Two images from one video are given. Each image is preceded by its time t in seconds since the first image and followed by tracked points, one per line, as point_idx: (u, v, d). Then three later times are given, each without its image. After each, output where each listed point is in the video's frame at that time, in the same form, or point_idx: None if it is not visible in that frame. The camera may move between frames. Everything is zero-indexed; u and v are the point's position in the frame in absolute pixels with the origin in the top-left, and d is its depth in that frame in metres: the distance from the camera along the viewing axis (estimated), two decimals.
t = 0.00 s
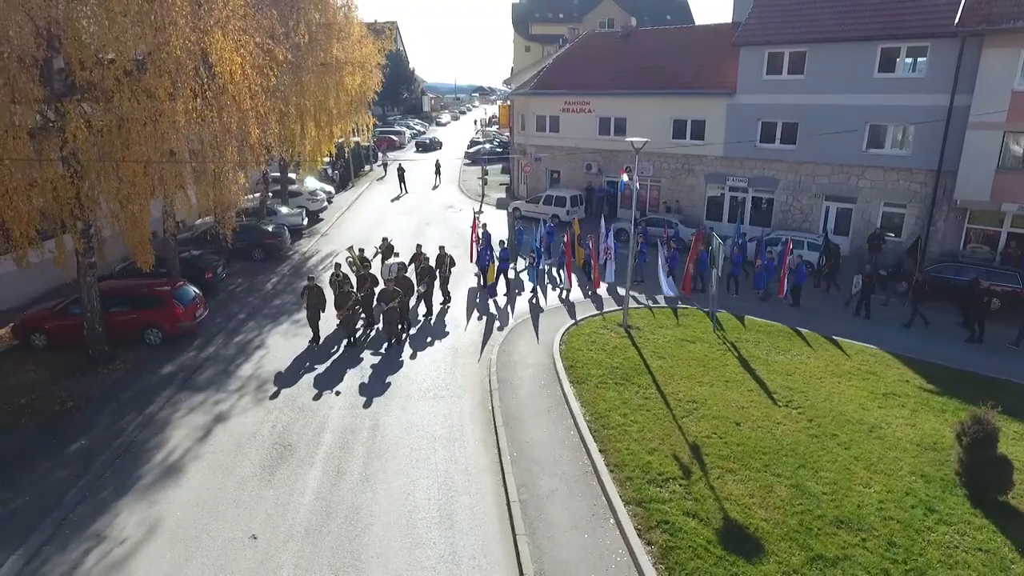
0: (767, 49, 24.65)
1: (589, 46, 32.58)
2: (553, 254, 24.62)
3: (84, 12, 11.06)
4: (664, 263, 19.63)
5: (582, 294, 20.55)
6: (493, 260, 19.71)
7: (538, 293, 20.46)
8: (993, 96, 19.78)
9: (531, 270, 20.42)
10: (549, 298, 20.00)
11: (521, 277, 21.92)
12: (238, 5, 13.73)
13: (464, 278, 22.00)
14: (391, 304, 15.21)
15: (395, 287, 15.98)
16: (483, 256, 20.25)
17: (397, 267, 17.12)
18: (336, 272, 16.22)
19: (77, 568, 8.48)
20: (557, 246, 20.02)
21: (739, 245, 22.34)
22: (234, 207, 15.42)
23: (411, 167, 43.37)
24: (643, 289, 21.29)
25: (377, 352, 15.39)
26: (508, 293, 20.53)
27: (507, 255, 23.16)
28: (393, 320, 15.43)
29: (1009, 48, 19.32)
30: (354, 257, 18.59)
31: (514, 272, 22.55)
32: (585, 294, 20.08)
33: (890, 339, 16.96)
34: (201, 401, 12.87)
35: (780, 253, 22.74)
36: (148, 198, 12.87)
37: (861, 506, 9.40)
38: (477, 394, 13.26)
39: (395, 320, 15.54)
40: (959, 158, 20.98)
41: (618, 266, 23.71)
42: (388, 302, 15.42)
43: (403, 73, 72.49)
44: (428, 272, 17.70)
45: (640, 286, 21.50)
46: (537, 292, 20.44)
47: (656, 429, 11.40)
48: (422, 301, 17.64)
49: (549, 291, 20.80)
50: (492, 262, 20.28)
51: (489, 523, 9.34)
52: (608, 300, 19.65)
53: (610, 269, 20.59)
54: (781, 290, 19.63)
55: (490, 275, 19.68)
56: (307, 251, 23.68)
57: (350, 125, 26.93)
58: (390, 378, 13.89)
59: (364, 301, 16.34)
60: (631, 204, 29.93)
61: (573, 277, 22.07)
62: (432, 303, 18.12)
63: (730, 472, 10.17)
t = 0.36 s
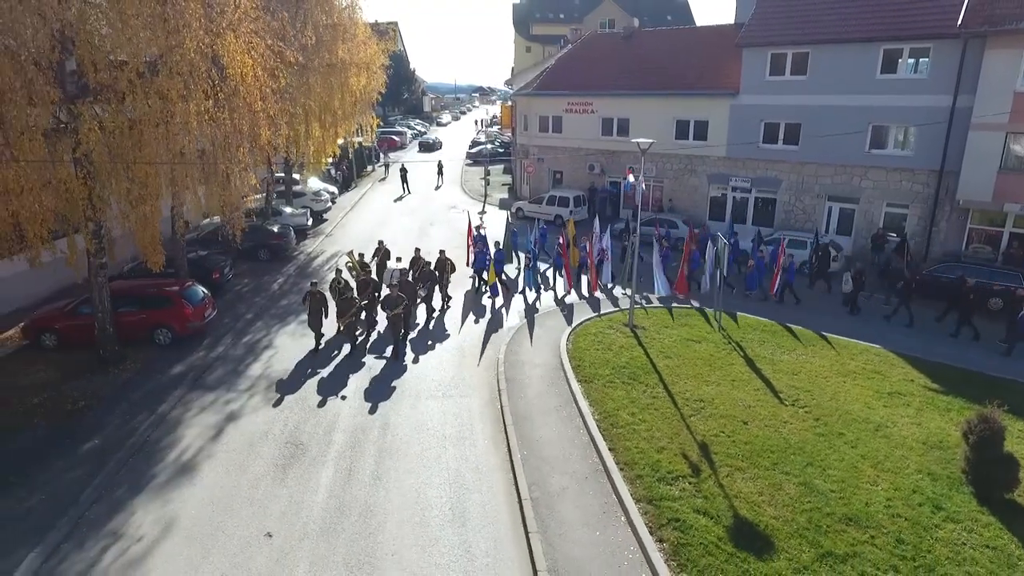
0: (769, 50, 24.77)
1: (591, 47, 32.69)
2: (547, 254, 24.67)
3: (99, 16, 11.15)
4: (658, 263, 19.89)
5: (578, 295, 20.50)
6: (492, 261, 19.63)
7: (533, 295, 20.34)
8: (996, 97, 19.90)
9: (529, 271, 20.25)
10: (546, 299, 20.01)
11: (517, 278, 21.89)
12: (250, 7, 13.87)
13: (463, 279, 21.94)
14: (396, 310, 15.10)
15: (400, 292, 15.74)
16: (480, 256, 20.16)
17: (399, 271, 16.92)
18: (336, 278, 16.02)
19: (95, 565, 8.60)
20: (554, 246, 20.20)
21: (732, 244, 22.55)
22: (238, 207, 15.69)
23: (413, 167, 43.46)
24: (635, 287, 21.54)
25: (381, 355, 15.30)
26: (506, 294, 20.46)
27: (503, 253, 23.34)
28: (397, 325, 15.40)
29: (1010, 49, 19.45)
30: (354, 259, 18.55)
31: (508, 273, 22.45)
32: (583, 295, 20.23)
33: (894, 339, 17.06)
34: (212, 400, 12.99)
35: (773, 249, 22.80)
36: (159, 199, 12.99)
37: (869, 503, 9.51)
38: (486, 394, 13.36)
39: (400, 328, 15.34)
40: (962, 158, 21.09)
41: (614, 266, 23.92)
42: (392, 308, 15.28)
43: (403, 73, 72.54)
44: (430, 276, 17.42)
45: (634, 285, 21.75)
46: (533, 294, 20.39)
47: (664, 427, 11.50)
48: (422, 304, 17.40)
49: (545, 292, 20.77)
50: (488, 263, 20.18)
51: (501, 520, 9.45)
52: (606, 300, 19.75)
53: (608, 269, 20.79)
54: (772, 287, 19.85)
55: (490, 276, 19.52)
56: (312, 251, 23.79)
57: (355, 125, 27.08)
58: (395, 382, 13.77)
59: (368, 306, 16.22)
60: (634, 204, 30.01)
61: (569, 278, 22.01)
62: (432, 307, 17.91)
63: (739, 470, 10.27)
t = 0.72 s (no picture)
0: (771, 51, 24.88)
1: (593, 48, 32.80)
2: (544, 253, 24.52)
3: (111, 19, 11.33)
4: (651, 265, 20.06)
5: (574, 297, 20.38)
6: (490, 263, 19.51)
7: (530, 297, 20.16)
8: (997, 98, 20.03)
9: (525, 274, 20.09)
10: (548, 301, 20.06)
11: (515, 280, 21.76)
12: (259, 7, 14.04)
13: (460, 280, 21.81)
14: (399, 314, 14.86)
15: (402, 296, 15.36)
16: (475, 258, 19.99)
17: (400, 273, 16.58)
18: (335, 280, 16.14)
19: (110, 563, 8.67)
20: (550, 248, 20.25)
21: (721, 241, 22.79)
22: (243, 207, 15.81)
23: (414, 168, 43.53)
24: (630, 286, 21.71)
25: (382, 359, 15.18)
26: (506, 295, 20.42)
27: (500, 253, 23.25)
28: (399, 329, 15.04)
29: (1011, 50, 19.58)
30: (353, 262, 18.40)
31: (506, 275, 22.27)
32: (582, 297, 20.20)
33: (896, 338, 17.17)
34: (221, 400, 13.07)
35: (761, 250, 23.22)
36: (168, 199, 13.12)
37: (876, 501, 9.60)
38: (493, 393, 13.45)
39: (403, 333, 14.98)
40: (964, 158, 21.21)
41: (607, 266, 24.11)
42: (394, 312, 14.99)
43: (403, 73, 72.60)
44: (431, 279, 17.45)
45: (629, 284, 21.92)
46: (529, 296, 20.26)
47: (671, 426, 11.59)
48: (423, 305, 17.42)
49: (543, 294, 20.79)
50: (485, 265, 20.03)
51: (511, 517, 9.55)
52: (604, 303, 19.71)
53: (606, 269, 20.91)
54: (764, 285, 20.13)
55: (489, 278, 19.36)
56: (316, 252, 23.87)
57: (358, 125, 27.17)
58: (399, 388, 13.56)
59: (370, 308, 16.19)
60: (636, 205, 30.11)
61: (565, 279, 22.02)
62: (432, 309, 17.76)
63: (746, 468, 10.37)
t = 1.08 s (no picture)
0: (767, 52, 25.04)
1: (589, 49, 32.91)
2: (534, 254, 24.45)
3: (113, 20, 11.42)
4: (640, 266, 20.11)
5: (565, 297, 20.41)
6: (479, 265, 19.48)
7: (521, 299, 20.14)
8: (991, 99, 20.24)
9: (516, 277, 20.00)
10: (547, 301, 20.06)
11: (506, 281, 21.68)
12: (260, 8, 14.13)
13: (452, 282, 21.75)
14: (395, 320, 14.48)
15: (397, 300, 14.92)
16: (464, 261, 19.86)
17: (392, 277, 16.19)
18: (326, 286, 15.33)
19: (116, 563, 8.69)
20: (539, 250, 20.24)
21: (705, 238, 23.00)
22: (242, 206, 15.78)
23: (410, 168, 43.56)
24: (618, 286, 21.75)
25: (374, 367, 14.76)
26: (502, 295, 20.50)
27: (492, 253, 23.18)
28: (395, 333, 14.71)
29: (1004, 52, 19.79)
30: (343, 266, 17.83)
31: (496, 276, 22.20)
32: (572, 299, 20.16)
33: (892, 336, 17.32)
34: (223, 400, 13.10)
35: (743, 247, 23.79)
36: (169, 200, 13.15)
37: (875, 497, 9.72)
38: (494, 392, 13.51)
39: (399, 339, 14.66)
40: (958, 158, 21.43)
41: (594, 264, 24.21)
42: (391, 318, 14.51)
43: (398, 73, 72.62)
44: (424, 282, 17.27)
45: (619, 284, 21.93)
46: (521, 297, 20.27)
47: (672, 424, 11.68)
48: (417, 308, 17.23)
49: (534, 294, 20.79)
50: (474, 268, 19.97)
51: (515, 515, 9.62)
52: (594, 304, 19.68)
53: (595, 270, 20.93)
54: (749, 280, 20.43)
55: (478, 280, 19.31)
56: (315, 252, 23.90)
57: (355, 126, 27.18)
58: (394, 397, 13.19)
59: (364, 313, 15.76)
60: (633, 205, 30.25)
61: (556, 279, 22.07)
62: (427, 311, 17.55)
63: (747, 465, 10.47)
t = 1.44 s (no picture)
0: (756, 53, 25.27)
1: (578, 50, 33.03)
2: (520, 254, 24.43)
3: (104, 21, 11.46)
4: (623, 264, 20.13)
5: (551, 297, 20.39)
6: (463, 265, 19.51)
7: (508, 300, 20.06)
8: (975, 99, 20.56)
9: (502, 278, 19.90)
10: (537, 302, 20.01)
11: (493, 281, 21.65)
12: (253, 8, 14.20)
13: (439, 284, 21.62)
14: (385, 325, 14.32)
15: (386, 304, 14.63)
16: (448, 262, 19.83)
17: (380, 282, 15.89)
18: (314, 291, 15.43)
19: (114, 565, 8.67)
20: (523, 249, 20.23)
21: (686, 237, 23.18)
22: (234, 206, 15.75)
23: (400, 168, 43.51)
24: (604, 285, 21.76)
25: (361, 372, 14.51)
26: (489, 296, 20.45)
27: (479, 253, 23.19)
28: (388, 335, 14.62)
29: (988, 53, 20.11)
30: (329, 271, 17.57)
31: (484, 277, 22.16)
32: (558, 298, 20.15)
33: (880, 333, 17.54)
34: (217, 401, 13.07)
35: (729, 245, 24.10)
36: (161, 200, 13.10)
37: (867, 491, 9.88)
38: (489, 392, 13.56)
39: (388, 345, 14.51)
40: (943, 158, 21.76)
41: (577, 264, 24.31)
42: (381, 323, 14.47)
43: (386, 74, 72.47)
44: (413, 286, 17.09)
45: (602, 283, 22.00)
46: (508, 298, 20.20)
47: (666, 421, 11.80)
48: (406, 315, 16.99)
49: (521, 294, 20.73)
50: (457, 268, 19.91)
51: (513, 513, 9.69)
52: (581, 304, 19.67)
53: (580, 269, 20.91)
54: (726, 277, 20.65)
55: (462, 280, 19.33)
56: (306, 253, 23.85)
57: (345, 126, 27.09)
58: (384, 404, 12.93)
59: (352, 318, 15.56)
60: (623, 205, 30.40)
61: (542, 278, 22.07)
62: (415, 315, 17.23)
63: (741, 461, 10.59)
